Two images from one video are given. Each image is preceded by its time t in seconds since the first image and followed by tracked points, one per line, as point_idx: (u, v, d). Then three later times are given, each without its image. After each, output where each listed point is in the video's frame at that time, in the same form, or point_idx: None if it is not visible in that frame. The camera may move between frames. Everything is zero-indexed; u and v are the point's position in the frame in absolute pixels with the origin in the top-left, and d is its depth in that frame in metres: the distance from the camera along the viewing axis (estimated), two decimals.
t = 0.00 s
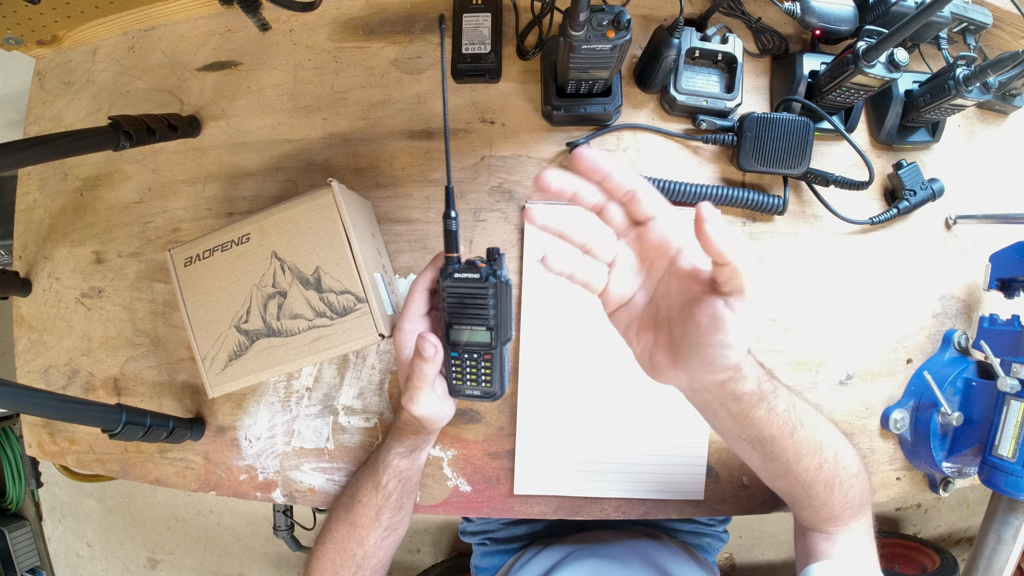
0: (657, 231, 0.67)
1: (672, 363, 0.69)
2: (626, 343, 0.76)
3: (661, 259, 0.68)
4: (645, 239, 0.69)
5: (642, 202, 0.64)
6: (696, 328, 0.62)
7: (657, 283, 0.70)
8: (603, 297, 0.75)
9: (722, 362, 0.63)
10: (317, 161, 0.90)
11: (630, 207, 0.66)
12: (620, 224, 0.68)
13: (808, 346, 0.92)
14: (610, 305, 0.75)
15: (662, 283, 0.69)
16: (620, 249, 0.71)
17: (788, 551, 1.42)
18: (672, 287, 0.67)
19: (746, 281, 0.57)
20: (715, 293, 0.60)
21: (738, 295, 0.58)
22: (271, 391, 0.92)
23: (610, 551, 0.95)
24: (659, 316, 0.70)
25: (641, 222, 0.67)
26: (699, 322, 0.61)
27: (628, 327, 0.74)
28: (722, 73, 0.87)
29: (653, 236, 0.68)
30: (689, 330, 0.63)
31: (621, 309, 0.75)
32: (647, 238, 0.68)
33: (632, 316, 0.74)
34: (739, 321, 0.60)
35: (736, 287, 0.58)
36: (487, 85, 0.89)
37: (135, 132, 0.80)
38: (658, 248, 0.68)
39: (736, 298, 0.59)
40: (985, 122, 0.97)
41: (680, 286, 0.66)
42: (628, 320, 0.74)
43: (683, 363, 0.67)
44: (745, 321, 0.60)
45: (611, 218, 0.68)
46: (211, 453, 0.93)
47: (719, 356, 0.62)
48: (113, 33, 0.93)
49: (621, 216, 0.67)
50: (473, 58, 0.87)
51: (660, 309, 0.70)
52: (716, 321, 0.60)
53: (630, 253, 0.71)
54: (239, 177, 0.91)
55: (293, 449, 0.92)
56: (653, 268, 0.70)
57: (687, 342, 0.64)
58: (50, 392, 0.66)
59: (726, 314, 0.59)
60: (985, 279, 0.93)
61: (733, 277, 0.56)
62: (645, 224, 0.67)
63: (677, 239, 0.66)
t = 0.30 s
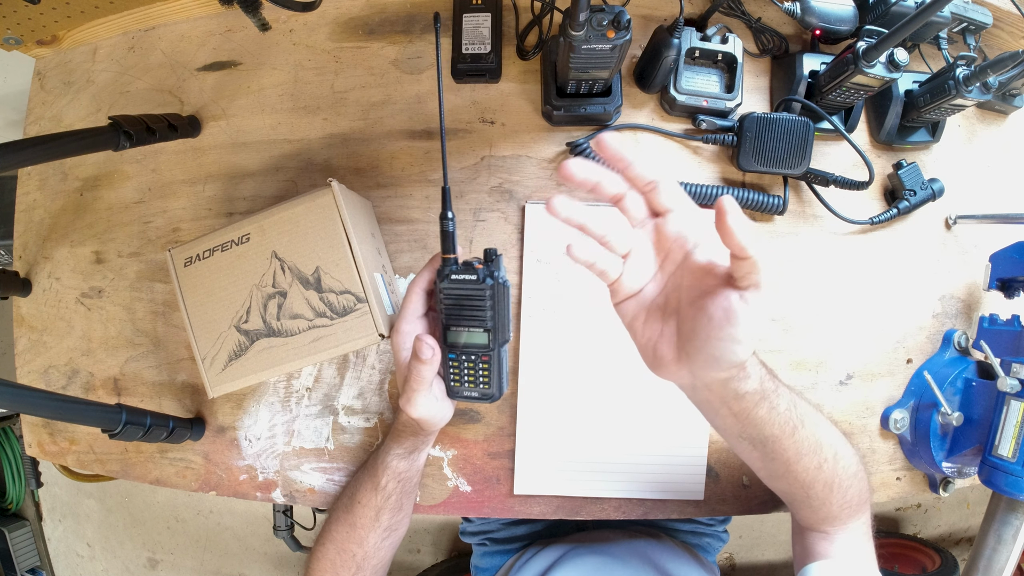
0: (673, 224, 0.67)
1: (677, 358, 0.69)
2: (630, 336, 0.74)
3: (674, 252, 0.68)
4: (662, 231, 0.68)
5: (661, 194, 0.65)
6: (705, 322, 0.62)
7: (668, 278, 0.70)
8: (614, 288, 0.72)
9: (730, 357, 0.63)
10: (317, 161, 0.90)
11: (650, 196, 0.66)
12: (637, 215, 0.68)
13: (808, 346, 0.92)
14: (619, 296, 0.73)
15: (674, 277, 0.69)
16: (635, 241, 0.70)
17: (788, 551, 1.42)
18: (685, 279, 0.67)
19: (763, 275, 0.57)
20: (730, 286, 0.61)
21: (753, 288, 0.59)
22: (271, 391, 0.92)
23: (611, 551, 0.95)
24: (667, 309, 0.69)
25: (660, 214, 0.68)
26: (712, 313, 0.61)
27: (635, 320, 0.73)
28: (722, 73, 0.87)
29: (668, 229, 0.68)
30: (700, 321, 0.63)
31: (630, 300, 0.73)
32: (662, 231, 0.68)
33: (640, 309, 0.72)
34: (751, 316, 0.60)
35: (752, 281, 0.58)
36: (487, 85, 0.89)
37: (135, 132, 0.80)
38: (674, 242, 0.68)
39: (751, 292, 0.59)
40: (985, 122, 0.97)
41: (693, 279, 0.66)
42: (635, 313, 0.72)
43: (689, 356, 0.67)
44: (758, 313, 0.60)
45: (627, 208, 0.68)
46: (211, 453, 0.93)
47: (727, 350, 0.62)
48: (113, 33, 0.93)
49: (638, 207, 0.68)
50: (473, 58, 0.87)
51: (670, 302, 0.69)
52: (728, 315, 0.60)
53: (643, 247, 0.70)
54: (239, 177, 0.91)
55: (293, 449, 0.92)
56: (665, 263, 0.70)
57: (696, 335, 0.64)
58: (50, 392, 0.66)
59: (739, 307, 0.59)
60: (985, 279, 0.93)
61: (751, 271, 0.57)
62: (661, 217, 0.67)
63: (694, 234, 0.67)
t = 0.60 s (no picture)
0: (648, 239, 0.67)
1: (661, 372, 0.70)
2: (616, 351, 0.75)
3: (650, 268, 0.69)
4: (634, 247, 0.69)
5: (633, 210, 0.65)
6: (684, 339, 0.63)
7: (647, 292, 0.70)
8: (594, 306, 0.72)
9: (711, 372, 0.64)
10: (317, 161, 0.90)
11: (623, 213, 0.66)
12: (610, 232, 0.69)
13: (807, 347, 0.92)
14: (599, 313, 0.73)
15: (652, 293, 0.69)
16: (609, 258, 0.70)
17: (788, 551, 1.42)
18: (662, 295, 0.68)
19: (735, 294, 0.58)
20: (704, 303, 0.61)
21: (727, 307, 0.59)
22: (271, 391, 0.92)
23: (611, 551, 0.95)
24: (648, 325, 0.70)
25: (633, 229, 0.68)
26: (690, 331, 0.62)
27: (618, 335, 0.73)
28: (723, 72, 0.87)
29: (643, 244, 0.68)
30: (679, 339, 0.64)
31: (610, 316, 0.73)
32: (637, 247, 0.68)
33: (623, 325, 0.73)
34: (727, 333, 0.61)
35: (726, 299, 0.59)
36: (487, 85, 0.89)
37: (135, 132, 0.80)
38: (648, 256, 0.68)
39: (725, 310, 0.60)
40: (985, 122, 0.97)
41: (670, 296, 0.66)
42: (617, 328, 0.73)
43: (672, 372, 0.68)
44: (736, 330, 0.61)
45: (601, 226, 0.68)
46: (211, 453, 0.93)
47: (707, 366, 0.63)
48: (113, 33, 0.93)
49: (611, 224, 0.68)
50: (473, 58, 0.87)
51: (650, 317, 0.70)
52: (705, 333, 0.61)
53: (619, 263, 0.70)
54: (239, 177, 0.91)
55: (293, 449, 0.92)
56: (641, 279, 0.70)
57: (677, 351, 0.65)
58: (50, 392, 0.66)
59: (715, 326, 0.60)
60: (985, 279, 0.93)
61: (723, 290, 0.57)
62: (636, 231, 0.68)
63: (666, 247, 0.67)
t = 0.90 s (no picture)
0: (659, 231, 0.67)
1: (668, 362, 0.69)
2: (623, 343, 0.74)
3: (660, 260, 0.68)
4: (647, 238, 0.68)
5: (647, 204, 0.65)
6: (690, 323, 0.63)
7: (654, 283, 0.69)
8: (608, 295, 0.72)
9: (719, 358, 0.63)
10: (317, 161, 0.90)
11: (636, 208, 0.66)
12: (622, 226, 0.68)
13: (808, 347, 0.92)
14: (611, 304, 0.73)
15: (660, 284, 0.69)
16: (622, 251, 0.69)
17: (788, 550, 1.42)
18: (670, 284, 0.67)
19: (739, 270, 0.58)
20: (710, 284, 0.61)
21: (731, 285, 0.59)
22: (271, 391, 0.92)
23: (611, 551, 0.95)
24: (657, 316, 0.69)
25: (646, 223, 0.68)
26: (697, 315, 0.62)
27: (626, 330, 0.72)
28: (723, 72, 0.87)
29: (654, 236, 0.67)
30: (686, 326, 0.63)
31: (620, 308, 0.73)
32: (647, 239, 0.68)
33: (632, 316, 0.72)
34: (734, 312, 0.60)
35: (729, 277, 0.59)
36: (487, 85, 0.89)
37: (135, 132, 0.80)
38: (659, 248, 0.68)
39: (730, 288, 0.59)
40: (985, 122, 0.97)
41: (678, 282, 0.66)
42: (629, 321, 0.72)
43: (681, 362, 0.67)
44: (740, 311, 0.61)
45: (613, 220, 0.67)
46: (211, 453, 0.93)
47: (715, 351, 0.63)
48: (113, 33, 0.93)
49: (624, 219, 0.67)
50: (473, 58, 0.87)
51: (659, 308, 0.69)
52: (712, 313, 0.60)
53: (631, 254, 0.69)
54: (239, 177, 0.91)
55: (293, 449, 0.92)
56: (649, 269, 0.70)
57: (685, 338, 0.64)
58: (50, 392, 0.66)
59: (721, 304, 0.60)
60: (985, 279, 0.93)
61: (727, 267, 0.57)
62: (647, 224, 0.67)
63: (678, 239, 0.66)
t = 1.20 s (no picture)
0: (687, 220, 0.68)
1: (683, 349, 0.69)
2: (636, 327, 0.73)
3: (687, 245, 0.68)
4: (676, 226, 0.69)
5: (679, 190, 0.67)
6: (710, 310, 0.62)
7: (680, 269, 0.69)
8: (627, 276, 0.70)
9: (734, 350, 0.63)
10: (317, 161, 0.90)
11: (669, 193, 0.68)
12: (654, 209, 0.69)
13: (808, 347, 0.92)
14: (629, 285, 0.71)
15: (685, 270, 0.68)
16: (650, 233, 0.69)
17: (788, 550, 1.42)
18: (696, 270, 0.66)
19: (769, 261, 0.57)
20: (738, 273, 0.61)
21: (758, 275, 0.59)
22: (271, 391, 0.92)
23: (610, 551, 0.95)
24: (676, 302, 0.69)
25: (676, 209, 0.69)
26: (719, 303, 0.61)
27: (643, 314, 0.72)
28: (723, 72, 0.87)
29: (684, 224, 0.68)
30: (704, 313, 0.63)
31: (638, 292, 0.72)
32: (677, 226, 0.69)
33: (650, 299, 0.71)
34: (756, 305, 0.59)
35: (758, 268, 0.58)
36: (487, 85, 0.89)
37: (135, 132, 0.80)
38: (688, 237, 0.68)
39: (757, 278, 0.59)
40: (985, 122, 0.97)
41: (704, 268, 0.65)
42: (646, 304, 0.71)
43: (696, 350, 0.67)
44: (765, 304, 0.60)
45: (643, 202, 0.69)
46: (211, 453, 0.93)
47: (731, 341, 0.62)
48: (113, 33, 0.93)
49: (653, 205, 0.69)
50: (473, 58, 0.87)
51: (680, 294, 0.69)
52: (735, 302, 0.60)
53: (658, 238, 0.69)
54: (239, 177, 0.91)
55: (293, 449, 0.92)
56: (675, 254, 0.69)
57: (701, 325, 0.64)
58: (50, 393, 0.66)
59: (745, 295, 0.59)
60: (985, 279, 0.93)
61: (758, 258, 0.56)
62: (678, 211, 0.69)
63: (707, 229, 0.67)
